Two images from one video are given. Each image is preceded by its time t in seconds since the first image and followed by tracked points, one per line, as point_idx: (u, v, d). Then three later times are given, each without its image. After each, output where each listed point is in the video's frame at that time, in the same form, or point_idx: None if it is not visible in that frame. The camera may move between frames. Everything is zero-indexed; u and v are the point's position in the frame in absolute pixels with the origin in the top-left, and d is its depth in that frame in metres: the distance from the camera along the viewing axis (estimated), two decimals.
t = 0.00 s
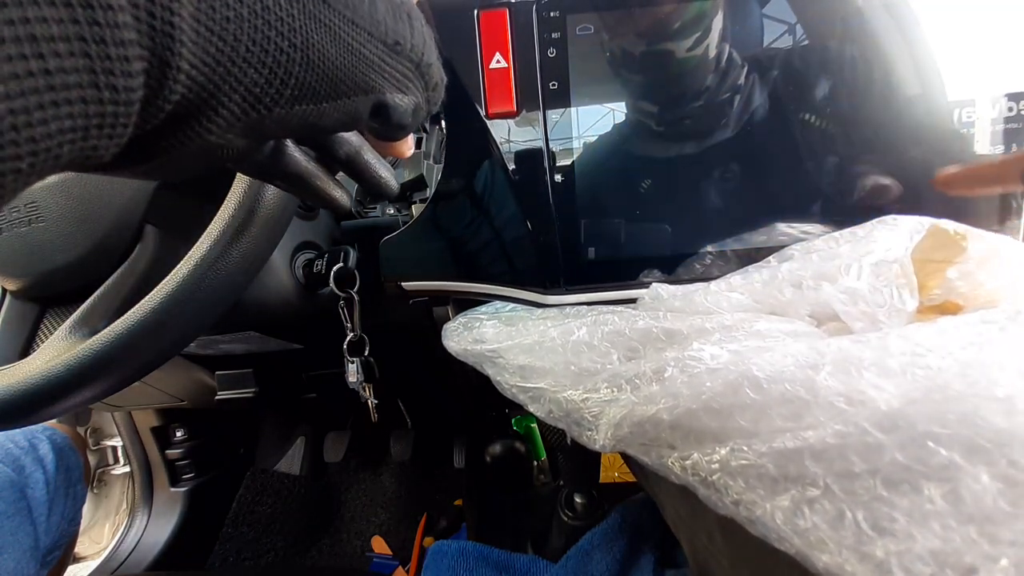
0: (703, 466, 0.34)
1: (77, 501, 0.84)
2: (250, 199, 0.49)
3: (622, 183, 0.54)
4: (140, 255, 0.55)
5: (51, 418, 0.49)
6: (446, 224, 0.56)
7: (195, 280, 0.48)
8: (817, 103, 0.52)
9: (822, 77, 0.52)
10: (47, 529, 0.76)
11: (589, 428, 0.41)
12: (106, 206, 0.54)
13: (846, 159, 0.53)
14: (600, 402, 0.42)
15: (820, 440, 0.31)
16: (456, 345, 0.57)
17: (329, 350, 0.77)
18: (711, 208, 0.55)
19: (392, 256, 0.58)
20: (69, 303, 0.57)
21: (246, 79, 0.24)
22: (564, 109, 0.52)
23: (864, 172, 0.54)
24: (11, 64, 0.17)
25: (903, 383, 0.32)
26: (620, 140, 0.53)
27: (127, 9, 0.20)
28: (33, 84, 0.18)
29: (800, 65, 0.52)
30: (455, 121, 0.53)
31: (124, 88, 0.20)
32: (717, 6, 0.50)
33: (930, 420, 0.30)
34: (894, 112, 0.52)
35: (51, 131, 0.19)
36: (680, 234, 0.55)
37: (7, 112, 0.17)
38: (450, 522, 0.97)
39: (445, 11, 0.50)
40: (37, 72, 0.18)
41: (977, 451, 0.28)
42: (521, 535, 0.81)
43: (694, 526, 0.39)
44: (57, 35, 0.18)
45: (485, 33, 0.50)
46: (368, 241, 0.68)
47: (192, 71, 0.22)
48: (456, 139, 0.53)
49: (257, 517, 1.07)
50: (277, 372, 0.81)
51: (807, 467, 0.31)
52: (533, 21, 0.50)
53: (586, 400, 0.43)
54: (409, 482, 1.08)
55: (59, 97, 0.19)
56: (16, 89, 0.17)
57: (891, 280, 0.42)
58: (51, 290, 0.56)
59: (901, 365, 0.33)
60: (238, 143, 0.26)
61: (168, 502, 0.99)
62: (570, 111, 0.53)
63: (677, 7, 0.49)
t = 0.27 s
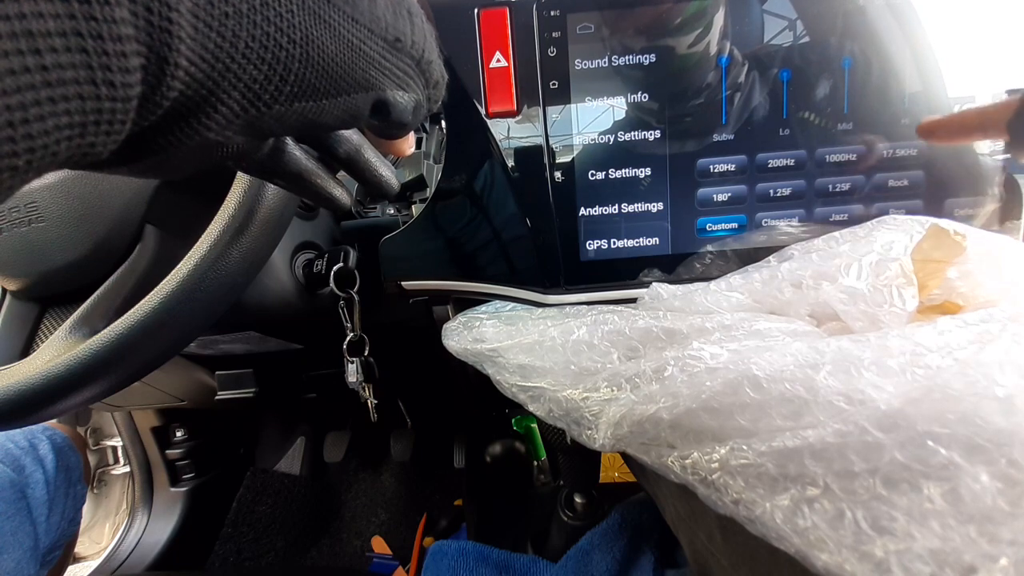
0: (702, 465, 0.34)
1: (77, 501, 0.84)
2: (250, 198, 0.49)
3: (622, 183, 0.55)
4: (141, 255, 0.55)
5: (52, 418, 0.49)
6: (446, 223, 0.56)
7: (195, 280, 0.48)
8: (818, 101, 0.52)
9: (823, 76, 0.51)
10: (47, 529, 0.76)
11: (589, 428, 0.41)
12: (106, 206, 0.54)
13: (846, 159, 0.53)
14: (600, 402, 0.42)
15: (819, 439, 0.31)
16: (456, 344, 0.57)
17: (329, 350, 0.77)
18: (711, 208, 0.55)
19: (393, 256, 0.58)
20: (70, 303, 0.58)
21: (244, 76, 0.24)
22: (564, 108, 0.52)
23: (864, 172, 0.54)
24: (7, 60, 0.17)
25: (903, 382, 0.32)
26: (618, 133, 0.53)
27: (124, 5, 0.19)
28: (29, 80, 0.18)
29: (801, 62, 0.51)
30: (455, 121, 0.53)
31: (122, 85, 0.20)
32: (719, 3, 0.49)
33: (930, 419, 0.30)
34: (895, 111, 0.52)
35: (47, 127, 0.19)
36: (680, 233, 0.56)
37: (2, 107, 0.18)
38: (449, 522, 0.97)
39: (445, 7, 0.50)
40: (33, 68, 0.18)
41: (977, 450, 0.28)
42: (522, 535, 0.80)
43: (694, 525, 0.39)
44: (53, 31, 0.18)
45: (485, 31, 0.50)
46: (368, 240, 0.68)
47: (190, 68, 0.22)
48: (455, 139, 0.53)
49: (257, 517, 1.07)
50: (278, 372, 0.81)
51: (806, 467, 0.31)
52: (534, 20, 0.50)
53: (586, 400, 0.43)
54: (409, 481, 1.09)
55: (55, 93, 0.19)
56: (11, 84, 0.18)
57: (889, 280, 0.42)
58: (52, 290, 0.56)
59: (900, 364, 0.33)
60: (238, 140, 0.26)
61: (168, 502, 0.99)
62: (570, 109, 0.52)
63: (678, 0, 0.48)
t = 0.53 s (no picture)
0: (702, 465, 0.34)
1: (77, 501, 0.84)
2: (251, 198, 0.49)
3: (622, 183, 0.55)
4: (142, 255, 0.55)
5: (52, 418, 0.49)
6: (446, 223, 0.56)
7: (195, 280, 0.48)
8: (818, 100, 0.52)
9: (823, 76, 0.51)
10: (47, 529, 0.76)
11: (589, 428, 0.41)
12: (106, 206, 0.54)
13: (846, 159, 0.53)
14: (599, 401, 0.42)
15: (819, 439, 0.31)
16: (456, 344, 0.57)
17: (329, 350, 0.77)
18: (711, 208, 0.55)
19: (393, 256, 0.58)
20: (70, 303, 0.58)
21: (248, 79, 0.24)
22: (564, 107, 0.52)
23: (863, 172, 0.54)
24: (13, 65, 0.17)
25: (902, 382, 0.32)
26: (618, 133, 0.53)
27: (129, 9, 0.19)
28: (35, 84, 0.18)
29: (800, 62, 0.51)
30: (455, 121, 0.53)
31: (127, 88, 0.20)
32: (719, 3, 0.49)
33: (930, 418, 0.30)
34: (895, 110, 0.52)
35: (52, 131, 0.19)
36: (680, 233, 0.56)
37: (8, 111, 0.18)
38: (449, 522, 0.97)
39: (445, 8, 0.50)
40: (39, 72, 0.18)
41: (977, 450, 0.28)
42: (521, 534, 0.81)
43: (694, 525, 0.39)
44: (59, 35, 0.18)
45: (485, 31, 0.50)
46: (368, 240, 0.68)
47: (195, 71, 0.22)
48: (455, 139, 0.53)
49: (257, 517, 1.07)
50: (278, 372, 0.81)
51: (806, 467, 0.31)
52: (534, 20, 0.50)
53: (586, 400, 0.43)
54: (409, 481, 1.09)
55: (61, 97, 0.19)
56: (17, 88, 0.18)
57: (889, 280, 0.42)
58: (52, 290, 0.56)
59: (900, 364, 0.33)
60: (241, 142, 0.26)
61: (168, 502, 0.99)
62: (570, 108, 0.52)
63: None
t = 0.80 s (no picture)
0: (702, 465, 0.34)
1: (77, 501, 0.84)
2: (251, 198, 0.49)
3: (622, 183, 0.55)
4: (142, 255, 0.55)
5: (52, 418, 0.49)
6: (445, 223, 0.56)
7: (195, 280, 0.48)
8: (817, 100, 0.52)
9: (823, 75, 0.51)
10: (47, 529, 0.76)
11: (589, 428, 0.41)
12: (106, 206, 0.54)
13: (846, 160, 0.53)
14: (600, 402, 0.42)
15: (820, 439, 0.31)
16: (456, 344, 0.57)
17: (329, 350, 0.77)
18: (711, 208, 0.55)
19: (393, 257, 0.58)
20: (70, 303, 0.58)
21: (246, 80, 0.24)
22: (564, 108, 0.52)
23: (863, 171, 0.54)
24: (8, 66, 0.17)
25: (902, 382, 0.32)
26: (618, 133, 0.53)
27: (124, 10, 0.20)
28: (29, 85, 0.18)
29: (800, 61, 0.51)
30: (455, 121, 0.53)
31: (123, 89, 0.20)
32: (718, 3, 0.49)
33: (930, 419, 0.30)
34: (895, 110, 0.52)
35: (48, 133, 0.19)
36: (680, 233, 0.56)
37: (4, 113, 0.18)
38: (449, 522, 0.97)
39: (445, 8, 0.50)
40: (34, 73, 0.18)
41: (976, 450, 0.28)
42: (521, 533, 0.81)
43: (694, 525, 0.39)
44: (54, 37, 0.18)
45: (485, 31, 0.50)
46: (368, 240, 0.68)
47: (191, 73, 0.22)
48: (455, 139, 0.53)
49: (257, 517, 1.07)
50: (278, 372, 0.81)
51: (806, 467, 0.31)
52: (534, 20, 0.50)
53: (586, 400, 0.43)
54: (409, 481, 1.09)
55: (56, 99, 0.19)
56: (12, 90, 0.18)
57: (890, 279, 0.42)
58: (52, 290, 0.56)
59: (900, 365, 0.33)
60: (239, 143, 0.26)
61: (168, 502, 0.99)
62: (570, 108, 0.52)
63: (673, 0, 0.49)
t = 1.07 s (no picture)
0: (702, 465, 0.34)
1: (77, 501, 0.84)
2: (251, 198, 0.49)
3: (622, 183, 0.55)
4: (142, 255, 0.55)
5: (52, 418, 0.49)
6: (445, 223, 0.56)
7: (195, 280, 0.48)
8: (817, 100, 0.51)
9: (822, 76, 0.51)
10: (47, 529, 0.76)
11: (590, 428, 0.41)
12: (106, 206, 0.54)
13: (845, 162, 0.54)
14: (599, 403, 0.42)
15: (820, 440, 0.31)
16: (456, 345, 0.57)
17: (329, 350, 0.77)
18: (711, 208, 0.55)
19: (393, 257, 0.58)
20: (71, 302, 0.58)
21: (245, 80, 0.24)
22: (563, 108, 0.52)
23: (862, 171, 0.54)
24: (7, 66, 0.17)
25: (900, 382, 0.32)
26: (618, 133, 0.53)
27: (124, 10, 0.20)
28: (28, 85, 0.18)
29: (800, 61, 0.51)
30: (455, 121, 0.53)
31: (122, 90, 0.20)
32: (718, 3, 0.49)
33: (931, 421, 0.30)
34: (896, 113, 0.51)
35: (47, 133, 0.19)
36: (679, 234, 0.56)
37: (2, 113, 0.18)
38: (449, 522, 0.97)
39: (445, 8, 0.50)
40: (33, 74, 0.18)
41: (976, 451, 0.28)
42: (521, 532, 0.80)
43: (694, 524, 0.39)
44: (53, 37, 0.18)
45: (485, 32, 0.50)
46: (368, 240, 0.68)
47: (191, 73, 0.22)
48: (455, 139, 0.53)
49: (257, 517, 1.07)
50: (278, 372, 0.81)
51: (806, 468, 0.31)
52: (533, 20, 0.50)
53: (586, 400, 0.43)
54: (409, 481, 1.09)
55: (56, 99, 0.19)
56: (10, 90, 0.18)
57: (890, 279, 0.42)
58: (52, 290, 0.56)
59: (899, 365, 0.33)
60: (239, 143, 0.26)
61: (168, 502, 0.99)
62: (570, 108, 0.52)
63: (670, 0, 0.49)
